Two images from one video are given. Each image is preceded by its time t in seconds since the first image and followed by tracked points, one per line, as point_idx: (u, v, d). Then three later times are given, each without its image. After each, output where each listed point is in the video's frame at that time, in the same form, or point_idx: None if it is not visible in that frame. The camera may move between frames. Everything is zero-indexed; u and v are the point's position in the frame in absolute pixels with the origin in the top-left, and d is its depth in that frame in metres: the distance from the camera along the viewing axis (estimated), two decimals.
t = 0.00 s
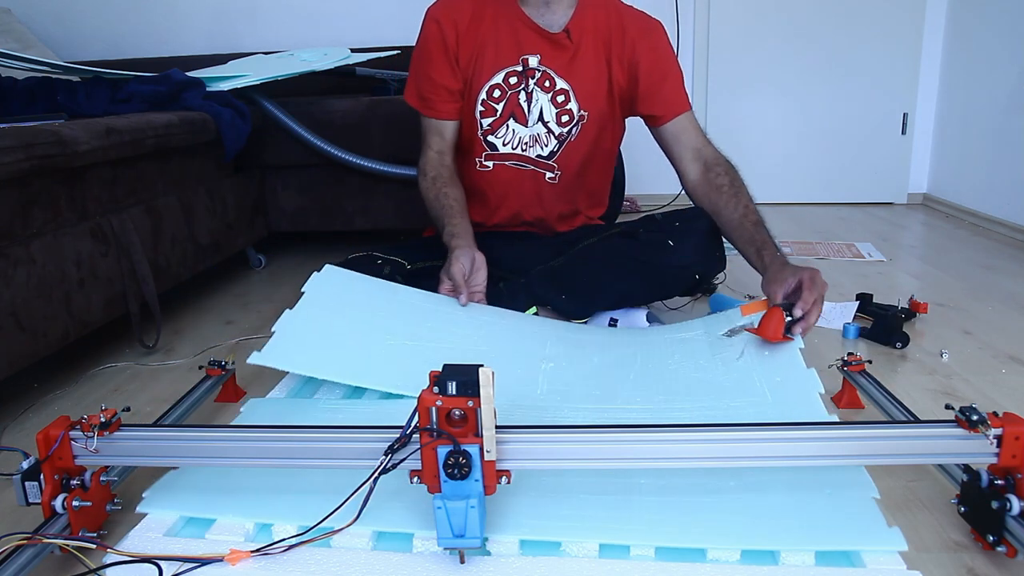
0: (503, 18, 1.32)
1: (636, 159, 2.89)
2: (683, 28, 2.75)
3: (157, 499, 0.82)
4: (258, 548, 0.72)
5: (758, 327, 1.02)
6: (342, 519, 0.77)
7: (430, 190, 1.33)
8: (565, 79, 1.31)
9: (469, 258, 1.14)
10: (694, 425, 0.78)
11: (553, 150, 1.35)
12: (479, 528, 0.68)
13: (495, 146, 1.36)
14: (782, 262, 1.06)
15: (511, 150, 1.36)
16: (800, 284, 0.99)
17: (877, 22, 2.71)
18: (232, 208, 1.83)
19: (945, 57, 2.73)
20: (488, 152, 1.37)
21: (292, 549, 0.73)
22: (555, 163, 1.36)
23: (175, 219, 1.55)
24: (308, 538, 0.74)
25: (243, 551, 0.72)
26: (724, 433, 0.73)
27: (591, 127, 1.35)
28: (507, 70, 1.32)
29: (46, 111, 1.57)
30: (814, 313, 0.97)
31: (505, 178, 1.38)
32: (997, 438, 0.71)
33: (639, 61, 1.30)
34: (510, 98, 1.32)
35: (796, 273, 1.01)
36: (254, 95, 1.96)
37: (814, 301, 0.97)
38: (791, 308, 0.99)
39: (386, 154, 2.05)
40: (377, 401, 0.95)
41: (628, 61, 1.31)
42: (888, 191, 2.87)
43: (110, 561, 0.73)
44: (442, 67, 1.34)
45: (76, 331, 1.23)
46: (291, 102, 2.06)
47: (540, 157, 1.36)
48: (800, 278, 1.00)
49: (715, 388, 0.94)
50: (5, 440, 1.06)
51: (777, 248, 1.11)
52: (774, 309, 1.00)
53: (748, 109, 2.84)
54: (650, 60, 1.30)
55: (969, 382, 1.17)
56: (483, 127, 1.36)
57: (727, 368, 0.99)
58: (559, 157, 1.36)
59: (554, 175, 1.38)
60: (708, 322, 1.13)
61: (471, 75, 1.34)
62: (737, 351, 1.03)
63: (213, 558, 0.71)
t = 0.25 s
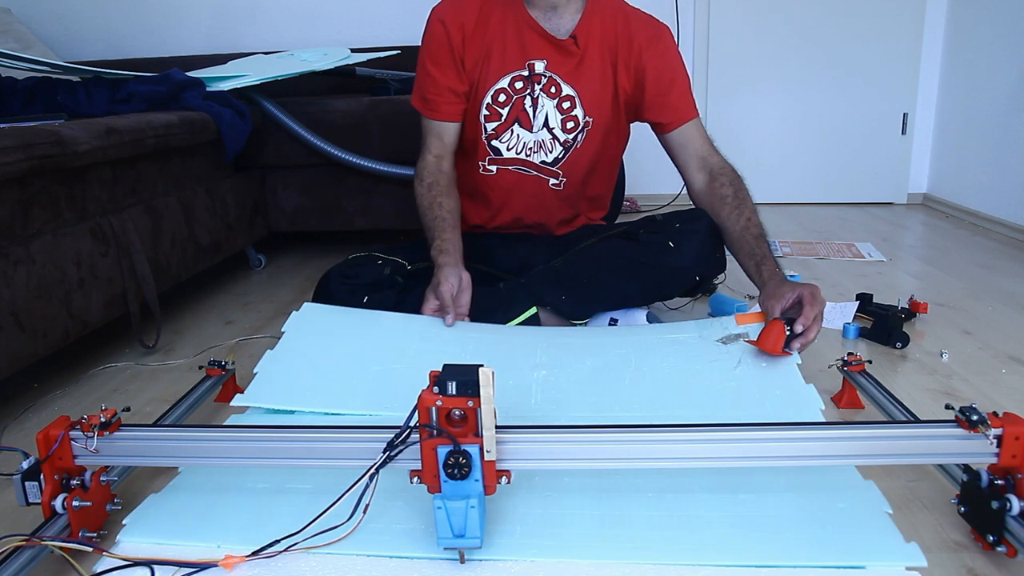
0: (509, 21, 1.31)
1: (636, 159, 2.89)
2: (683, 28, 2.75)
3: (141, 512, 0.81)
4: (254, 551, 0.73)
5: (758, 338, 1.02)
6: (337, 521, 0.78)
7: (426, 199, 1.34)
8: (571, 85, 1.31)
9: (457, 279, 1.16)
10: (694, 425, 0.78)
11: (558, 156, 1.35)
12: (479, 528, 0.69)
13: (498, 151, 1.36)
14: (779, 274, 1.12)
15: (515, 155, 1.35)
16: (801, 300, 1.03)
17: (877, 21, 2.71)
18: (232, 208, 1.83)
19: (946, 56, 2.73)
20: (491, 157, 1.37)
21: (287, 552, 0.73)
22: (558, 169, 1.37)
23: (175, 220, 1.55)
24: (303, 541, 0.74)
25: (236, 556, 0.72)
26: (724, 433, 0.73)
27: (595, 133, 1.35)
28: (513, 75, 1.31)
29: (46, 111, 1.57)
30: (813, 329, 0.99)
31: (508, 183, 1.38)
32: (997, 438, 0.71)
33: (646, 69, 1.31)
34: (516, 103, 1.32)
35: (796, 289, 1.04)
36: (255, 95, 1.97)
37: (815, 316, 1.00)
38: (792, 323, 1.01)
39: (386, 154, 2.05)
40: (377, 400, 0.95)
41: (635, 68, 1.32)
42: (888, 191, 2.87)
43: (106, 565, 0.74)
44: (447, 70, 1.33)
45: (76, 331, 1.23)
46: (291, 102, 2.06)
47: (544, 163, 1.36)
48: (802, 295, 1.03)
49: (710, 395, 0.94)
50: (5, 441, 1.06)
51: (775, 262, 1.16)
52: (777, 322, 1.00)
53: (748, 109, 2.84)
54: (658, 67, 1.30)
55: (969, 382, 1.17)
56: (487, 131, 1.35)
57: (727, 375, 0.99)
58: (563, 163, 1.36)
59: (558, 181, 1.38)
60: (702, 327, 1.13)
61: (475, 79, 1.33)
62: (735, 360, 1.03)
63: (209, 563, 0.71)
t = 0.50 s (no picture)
0: (511, 23, 1.29)
1: (636, 159, 2.89)
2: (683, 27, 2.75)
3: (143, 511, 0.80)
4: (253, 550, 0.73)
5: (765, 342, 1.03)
6: (338, 519, 0.78)
7: (426, 204, 1.34)
8: (572, 90, 1.30)
9: (464, 281, 1.16)
10: (693, 425, 0.78)
11: (558, 161, 1.35)
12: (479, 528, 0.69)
13: (499, 154, 1.36)
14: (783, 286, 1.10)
15: (515, 159, 1.35)
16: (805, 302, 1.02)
17: (876, 21, 2.71)
18: (232, 208, 1.83)
19: (945, 56, 2.73)
20: (492, 160, 1.37)
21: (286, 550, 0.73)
22: (559, 174, 1.37)
23: (175, 220, 1.55)
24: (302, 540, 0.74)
25: (238, 554, 0.72)
26: (724, 432, 0.73)
27: (597, 138, 1.34)
28: (514, 79, 1.30)
29: (46, 111, 1.57)
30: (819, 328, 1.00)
31: (508, 186, 1.38)
32: (997, 438, 0.71)
33: (649, 74, 1.28)
34: (516, 107, 1.31)
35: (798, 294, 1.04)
36: (255, 95, 1.97)
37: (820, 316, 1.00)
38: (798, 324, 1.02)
39: (386, 154, 2.05)
40: (378, 400, 0.95)
41: (638, 73, 1.29)
42: (888, 191, 2.87)
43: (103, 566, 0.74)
44: (449, 74, 1.32)
45: (76, 332, 1.23)
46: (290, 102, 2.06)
47: (545, 167, 1.36)
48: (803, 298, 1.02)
49: (711, 396, 0.94)
50: (5, 441, 1.06)
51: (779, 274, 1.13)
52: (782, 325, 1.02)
53: (747, 109, 2.84)
54: (662, 72, 1.28)
55: (969, 382, 1.17)
56: (488, 135, 1.34)
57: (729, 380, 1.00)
58: (564, 168, 1.36)
59: (559, 185, 1.39)
60: (706, 338, 1.14)
61: (475, 81, 1.32)
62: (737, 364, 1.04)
63: (209, 561, 0.71)
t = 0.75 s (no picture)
0: (515, 24, 1.28)
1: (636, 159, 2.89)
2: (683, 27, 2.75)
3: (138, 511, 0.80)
4: (252, 550, 0.72)
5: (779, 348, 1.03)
6: (338, 518, 0.78)
7: (426, 208, 1.34)
8: (575, 92, 1.29)
9: (460, 297, 1.19)
10: (693, 424, 0.78)
11: (560, 164, 1.35)
12: (479, 528, 0.69)
13: (501, 156, 1.36)
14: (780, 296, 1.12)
15: (517, 161, 1.35)
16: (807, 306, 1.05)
17: (876, 21, 2.71)
18: (232, 208, 1.83)
19: (945, 56, 2.73)
20: (493, 161, 1.36)
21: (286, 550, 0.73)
22: (560, 176, 1.37)
23: (176, 220, 1.55)
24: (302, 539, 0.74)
25: (236, 555, 0.72)
26: (724, 432, 0.73)
27: (599, 140, 1.34)
28: (517, 81, 1.30)
29: (46, 111, 1.57)
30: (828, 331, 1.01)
31: (509, 187, 1.38)
32: (997, 438, 0.71)
33: (652, 78, 1.27)
34: (519, 109, 1.31)
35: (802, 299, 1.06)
36: (255, 95, 1.97)
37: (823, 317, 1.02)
38: (807, 330, 1.03)
39: (386, 154, 2.05)
40: (378, 400, 0.95)
41: (642, 77, 1.28)
42: (888, 191, 2.87)
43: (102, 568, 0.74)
44: (452, 73, 1.31)
45: (76, 332, 1.23)
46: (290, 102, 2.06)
47: (546, 170, 1.36)
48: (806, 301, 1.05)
49: (714, 395, 0.95)
50: (5, 441, 1.06)
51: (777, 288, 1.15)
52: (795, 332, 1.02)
53: (747, 109, 2.84)
54: (665, 77, 1.27)
55: (969, 382, 1.17)
56: (490, 136, 1.34)
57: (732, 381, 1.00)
58: (565, 170, 1.36)
59: (560, 188, 1.39)
60: (709, 342, 1.14)
61: (478, 82, 1.32)
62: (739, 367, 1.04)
63: (209, 564, 0.71)
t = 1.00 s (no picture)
0: (518, 25, 1.28)
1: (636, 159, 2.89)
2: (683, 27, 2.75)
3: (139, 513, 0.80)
4: (252, 552, 0.72)
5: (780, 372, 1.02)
6: (339, 520, 0.78)
7: (428, 207, 1.34)
8: (577, 94, 1.29)
9: (463, 294, 1.19)
10: (693, 424, 0.78)
11: (562, 165, 1.35)
12: (479, 527, 0.69)
13: (502, 157, 1.36)
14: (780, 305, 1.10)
15: (519, 162, 1.35)
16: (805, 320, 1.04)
17: (877, 21, 2.71)
18: (232, 208, 1.83)
19: (945, 56, 2.73)
20: (495, 162, 1.37)
21: (286, 552, 0.73)
22: (562, 178, 1.37)
23: (176, 220, 1.55)
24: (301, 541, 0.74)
25: (237, 556, 0.72)
26: (724, 432, 0.73)
27: (601, 142, 1.34)
28: (519, 82, 1.29)
29: (46, 111, 1.57)
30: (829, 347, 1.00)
31: (510, 187, 1.38)
32: (997, 438, 0.71)
33: (655, 79, 1.27)
34: (521, 110, 1.31)
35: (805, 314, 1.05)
36: (255, 95, 1.97)
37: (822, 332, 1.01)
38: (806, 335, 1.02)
39: (386, 155, 2.05)
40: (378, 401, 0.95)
41: (645, 79, 1.27)
42: (888, 190, 2.87)
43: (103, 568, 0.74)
44: (454, 74, 1.31)
45: (76, 332, 1.23)
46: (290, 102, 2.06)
47: (548, 171, 1.36)
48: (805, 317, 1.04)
49: (717, 406, 0.95)
50: (5, 441, 1.06)
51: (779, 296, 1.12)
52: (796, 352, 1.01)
53: (747, 109, 2.84)
54: (668, 79, 1.26)
55: (969, 382, 1.17)
56: (492, 137, 1.34)
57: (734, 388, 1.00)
58: (567, 172, 1.36)
59: (562, 189, 1.39)
60: (711, 354, 1.14)
61: (480, 83, 1.32)
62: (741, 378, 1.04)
63: (210, 564, 0.71)
